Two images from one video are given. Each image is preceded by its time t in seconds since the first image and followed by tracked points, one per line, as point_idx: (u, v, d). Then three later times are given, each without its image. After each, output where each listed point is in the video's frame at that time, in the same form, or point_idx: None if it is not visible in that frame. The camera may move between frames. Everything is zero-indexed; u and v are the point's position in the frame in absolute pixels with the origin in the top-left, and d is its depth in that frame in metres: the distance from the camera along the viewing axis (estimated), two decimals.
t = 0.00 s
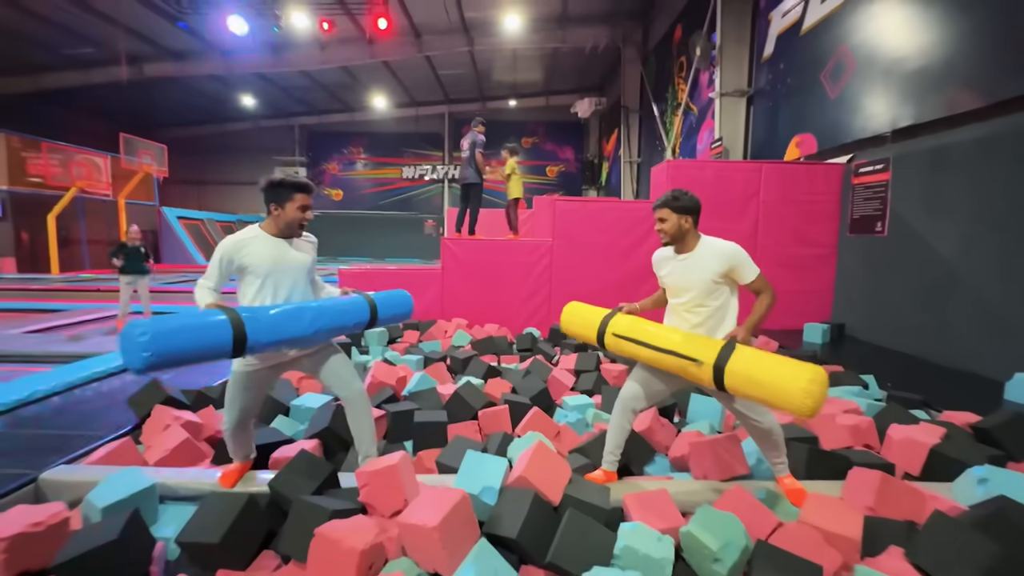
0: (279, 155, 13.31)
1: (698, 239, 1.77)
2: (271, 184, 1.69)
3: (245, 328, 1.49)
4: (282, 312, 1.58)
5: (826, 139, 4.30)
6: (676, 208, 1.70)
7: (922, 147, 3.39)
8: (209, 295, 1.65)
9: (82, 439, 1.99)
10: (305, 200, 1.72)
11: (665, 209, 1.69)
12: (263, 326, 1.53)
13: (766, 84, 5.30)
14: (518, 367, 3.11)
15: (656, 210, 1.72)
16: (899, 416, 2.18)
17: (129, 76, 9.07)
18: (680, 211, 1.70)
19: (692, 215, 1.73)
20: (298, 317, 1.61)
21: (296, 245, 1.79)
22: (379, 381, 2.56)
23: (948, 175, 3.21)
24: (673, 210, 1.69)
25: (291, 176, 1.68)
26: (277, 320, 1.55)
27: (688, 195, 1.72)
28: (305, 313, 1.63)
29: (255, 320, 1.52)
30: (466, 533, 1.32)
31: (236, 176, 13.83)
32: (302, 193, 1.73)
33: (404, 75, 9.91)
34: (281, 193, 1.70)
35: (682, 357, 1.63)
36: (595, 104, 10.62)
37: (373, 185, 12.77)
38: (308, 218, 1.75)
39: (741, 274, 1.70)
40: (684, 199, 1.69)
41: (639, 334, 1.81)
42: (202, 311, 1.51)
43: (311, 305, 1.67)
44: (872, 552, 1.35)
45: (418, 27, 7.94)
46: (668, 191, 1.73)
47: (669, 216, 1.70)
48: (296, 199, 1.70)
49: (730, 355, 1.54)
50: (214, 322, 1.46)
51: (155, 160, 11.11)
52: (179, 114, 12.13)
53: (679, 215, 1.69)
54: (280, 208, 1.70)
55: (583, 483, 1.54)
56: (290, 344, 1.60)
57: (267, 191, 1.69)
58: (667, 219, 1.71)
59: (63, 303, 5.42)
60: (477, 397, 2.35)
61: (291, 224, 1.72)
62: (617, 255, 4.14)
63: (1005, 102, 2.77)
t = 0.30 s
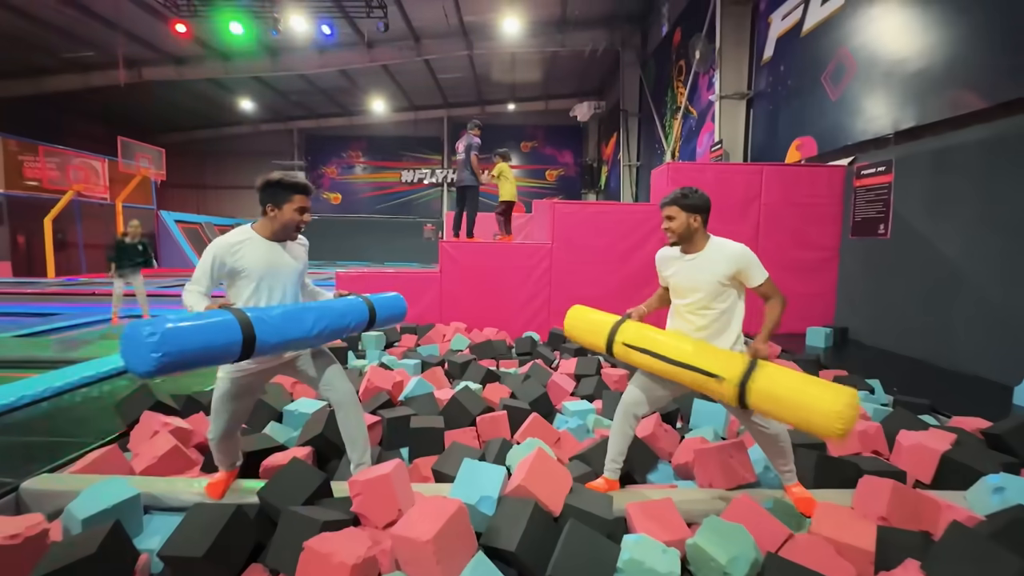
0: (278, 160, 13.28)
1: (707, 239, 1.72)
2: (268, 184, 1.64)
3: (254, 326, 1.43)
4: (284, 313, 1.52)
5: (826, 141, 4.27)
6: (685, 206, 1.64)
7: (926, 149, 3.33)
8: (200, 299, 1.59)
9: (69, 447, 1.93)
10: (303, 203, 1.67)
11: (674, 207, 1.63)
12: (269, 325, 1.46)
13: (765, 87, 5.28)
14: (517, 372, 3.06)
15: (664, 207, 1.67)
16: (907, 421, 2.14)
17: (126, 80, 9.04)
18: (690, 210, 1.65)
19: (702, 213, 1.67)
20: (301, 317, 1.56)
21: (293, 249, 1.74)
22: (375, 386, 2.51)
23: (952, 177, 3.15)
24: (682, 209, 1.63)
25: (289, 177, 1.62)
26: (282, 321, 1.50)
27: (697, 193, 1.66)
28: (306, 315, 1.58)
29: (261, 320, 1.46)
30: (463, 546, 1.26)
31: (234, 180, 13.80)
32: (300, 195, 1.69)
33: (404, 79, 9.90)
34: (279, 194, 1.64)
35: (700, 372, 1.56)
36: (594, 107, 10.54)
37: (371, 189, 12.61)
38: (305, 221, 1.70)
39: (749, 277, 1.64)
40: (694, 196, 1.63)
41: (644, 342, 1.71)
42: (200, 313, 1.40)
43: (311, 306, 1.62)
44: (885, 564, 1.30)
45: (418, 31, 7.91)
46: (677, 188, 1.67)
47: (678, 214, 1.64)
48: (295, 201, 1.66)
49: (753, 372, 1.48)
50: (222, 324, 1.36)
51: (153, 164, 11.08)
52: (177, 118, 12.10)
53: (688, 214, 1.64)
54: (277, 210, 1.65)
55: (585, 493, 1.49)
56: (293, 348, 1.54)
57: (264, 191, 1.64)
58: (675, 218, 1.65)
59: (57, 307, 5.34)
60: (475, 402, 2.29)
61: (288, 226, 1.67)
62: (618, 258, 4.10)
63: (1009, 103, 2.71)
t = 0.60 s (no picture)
0: (278, 157, 13.28)
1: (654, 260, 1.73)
2: (252, 183, 1.63)
3: (254, 322, 1.42)
4: (283, 306, 1.51)
5: (828, 137, 4.26)
6: (633, 234, 1.62)
7: (927, 144, 3.30)
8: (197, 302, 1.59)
9: (72, 442, 1.93)
10: (290, 198, 1.66)
11: (625, 236, 1.61)
12: (270, 322, 1.45)
13: (767, 82, 5.26)
14: (518, 368, 3.06)
15: (613, 238, 1.64)
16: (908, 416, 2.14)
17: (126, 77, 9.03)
18: (638, 235, 1.63)
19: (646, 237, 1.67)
20: (301, 308, 1.55)
21: (284, 246, 1.74)
22: (376, 382, 2.51)
23: (955, 172, 3.13)
24: (633, 235, 1.61)
25: (274, 174, 1.61)
26: (282, 316, 1.49)
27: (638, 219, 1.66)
28: (306, 307, 1.57)
29: (261, 317, 1.44)
30: (464, 540, 1.26)
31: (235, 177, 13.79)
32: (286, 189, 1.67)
33: (404, 75, 9.90)
34: (263, 191, 1.63)
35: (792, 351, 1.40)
36: (595, 104, 10.49)
37: (372, 186, 12.64)
38: (293, 215, 1.69)
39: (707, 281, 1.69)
40: (638, 222, 1.61)
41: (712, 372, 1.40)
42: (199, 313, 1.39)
43: (309, 297, 1.61)
44: (886, 557, 1.31)
45: (418, 27, 7.90)
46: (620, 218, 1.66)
47: (629, 242, 1.62)
48: (279, 198, 1.64)
49: (832, 311, 1.42)
50: (219, 325, 1.35)
51: (154, 162, 11.08)
52: (177, 115, 12.09)
53: (637, 239, 1.62)
54: (262, 208, 1.64)
55: (586, 487, 1.49)
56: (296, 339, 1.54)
57: (249, 191, 1.62)
58: (625, 246, 1.63)
59: (58, 304, 5.35)
60: (477, 397, 2.30)
61: (275, 223, 1.66)
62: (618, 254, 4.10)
63: (1011, 98, 2.69)
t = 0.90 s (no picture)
0: (288, 146, 13.41)
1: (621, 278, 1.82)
2: (287, 180, 1.73)
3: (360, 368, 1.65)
4: (377, 348, 1.74)
5: (835, 125, 4.32)
6: (593, 261, 1.74)
7: (933, 133, 3.41)
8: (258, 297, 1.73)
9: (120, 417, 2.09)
10: (319, 193, 1.78)
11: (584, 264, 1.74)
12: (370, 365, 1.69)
13: (776, 70, 5.31)
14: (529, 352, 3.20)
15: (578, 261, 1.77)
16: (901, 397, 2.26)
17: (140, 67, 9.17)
18: (598, 262, 1.74)
19: (612, 261, 1.77)
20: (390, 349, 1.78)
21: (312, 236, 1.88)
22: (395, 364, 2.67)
23: (960, 162, 3.22)
24: (592, 263, 1.73)
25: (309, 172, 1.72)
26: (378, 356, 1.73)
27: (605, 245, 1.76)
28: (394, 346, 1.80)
29: (365, 361, 1.68)
30: (486, 500, 1.41)
31: (246, 167, 13.96)
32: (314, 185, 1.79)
33: (412, 64, 9.96)
34: (297, 187, 1.74)
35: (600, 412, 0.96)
36: (603, 91, 10.50)
37: (380, 175, 12.70)
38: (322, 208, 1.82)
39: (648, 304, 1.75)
40: (599, 250, 1.73)
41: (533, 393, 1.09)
42: (319, 368, 1.60)
43: (395, 332, 1.83)
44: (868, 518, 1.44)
45: (426, 15, 7.94)
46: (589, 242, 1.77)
47: (591, 268, 1.75)
48: (311, 192, 1.76)
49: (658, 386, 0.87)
50: (345, 377, 1.59)
51: (166, 151, 11.25)
52: (189, 104, 12.23)
53: (598, 266, 1.74)
54: (296, 201, 1.76)
55: (594, 457, 1.62)
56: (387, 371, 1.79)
57: (284, 186, 1.73)
58: (589, 271, 1.76)
59: (83, 291, 5.55)
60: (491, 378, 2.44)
61: (308, 217, 1.79)
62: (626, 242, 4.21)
63: (1015, 88, 2.80)
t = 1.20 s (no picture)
0: (287, 142, 13.47)
1: (656, 257, 1.93)
2: (349, 184, 1.88)
3: (382, 337, 1.85)
4: (393, 318, 1.93)
5: (828, 125, 4.46)
6: (634, 235, 1.83)
7: (921, 133, 3.54)
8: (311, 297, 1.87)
9: (148, 404, 2.22)
10: (376, 199, 1.91)
11: (624, 237, 1.83)
12: (390, 333, 1.89)
13: (771, 70, 5.44)
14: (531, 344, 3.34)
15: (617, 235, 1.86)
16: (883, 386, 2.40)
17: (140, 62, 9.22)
18: (637, 238, 1.84)
19: (649, 239, 1.87)
20: (406, 321, 1.97)
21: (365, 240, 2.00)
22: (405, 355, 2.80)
23: (946, 161, 3.36)
24: (631, 238, 1.83)
25: (367, 178, 1.86)
26: (395, 326, 1.92)
27: (644, 221, 1.86)
28: (410, 318, 1.99)
29: (385, 330, 1.88)
30: (498, 474, 1.55)
31: (244, 162, 14.01)
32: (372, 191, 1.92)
33: (410, 59, 10.03)
34: (358, 191, 1.88)
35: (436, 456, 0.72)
36: (601, 88, 10.56)
37: (379, 170, 12.86)
38: (377, 214, 1.95)
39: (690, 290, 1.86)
40: (640, 227, 1.83)
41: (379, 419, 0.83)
42: (341, 339, 1.79)
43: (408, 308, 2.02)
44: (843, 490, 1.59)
45: (425, 11, 8.01)
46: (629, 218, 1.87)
47: (628, 242, 1.85)
48: (369, 197, 1.90)
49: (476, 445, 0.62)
50: (371, 346, 1.79)
51: (166, 147, 11.31)
52: (188, 99, 12.27)
53: (636, 242, 1.84)
54: (355, 205, 1.90)
55: (595, 438, 1.76)
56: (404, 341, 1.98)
57: (347, 190, 1.87)
58: (627, 245, 1.86)
59: (91, 285, 5.65)
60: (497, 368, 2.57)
61: (362, 219, 1.93)
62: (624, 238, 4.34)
63: (999, 91, 2.92)
